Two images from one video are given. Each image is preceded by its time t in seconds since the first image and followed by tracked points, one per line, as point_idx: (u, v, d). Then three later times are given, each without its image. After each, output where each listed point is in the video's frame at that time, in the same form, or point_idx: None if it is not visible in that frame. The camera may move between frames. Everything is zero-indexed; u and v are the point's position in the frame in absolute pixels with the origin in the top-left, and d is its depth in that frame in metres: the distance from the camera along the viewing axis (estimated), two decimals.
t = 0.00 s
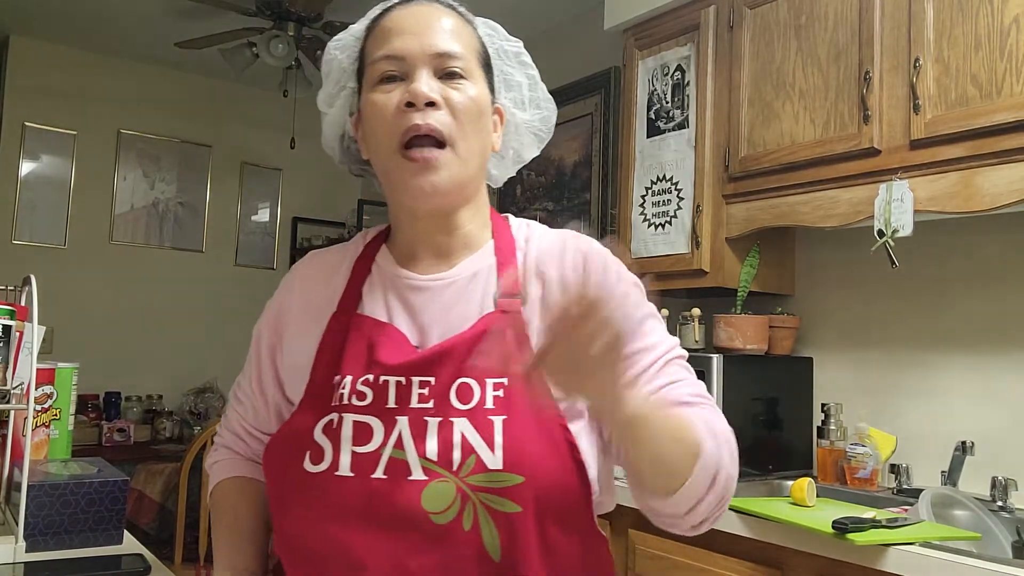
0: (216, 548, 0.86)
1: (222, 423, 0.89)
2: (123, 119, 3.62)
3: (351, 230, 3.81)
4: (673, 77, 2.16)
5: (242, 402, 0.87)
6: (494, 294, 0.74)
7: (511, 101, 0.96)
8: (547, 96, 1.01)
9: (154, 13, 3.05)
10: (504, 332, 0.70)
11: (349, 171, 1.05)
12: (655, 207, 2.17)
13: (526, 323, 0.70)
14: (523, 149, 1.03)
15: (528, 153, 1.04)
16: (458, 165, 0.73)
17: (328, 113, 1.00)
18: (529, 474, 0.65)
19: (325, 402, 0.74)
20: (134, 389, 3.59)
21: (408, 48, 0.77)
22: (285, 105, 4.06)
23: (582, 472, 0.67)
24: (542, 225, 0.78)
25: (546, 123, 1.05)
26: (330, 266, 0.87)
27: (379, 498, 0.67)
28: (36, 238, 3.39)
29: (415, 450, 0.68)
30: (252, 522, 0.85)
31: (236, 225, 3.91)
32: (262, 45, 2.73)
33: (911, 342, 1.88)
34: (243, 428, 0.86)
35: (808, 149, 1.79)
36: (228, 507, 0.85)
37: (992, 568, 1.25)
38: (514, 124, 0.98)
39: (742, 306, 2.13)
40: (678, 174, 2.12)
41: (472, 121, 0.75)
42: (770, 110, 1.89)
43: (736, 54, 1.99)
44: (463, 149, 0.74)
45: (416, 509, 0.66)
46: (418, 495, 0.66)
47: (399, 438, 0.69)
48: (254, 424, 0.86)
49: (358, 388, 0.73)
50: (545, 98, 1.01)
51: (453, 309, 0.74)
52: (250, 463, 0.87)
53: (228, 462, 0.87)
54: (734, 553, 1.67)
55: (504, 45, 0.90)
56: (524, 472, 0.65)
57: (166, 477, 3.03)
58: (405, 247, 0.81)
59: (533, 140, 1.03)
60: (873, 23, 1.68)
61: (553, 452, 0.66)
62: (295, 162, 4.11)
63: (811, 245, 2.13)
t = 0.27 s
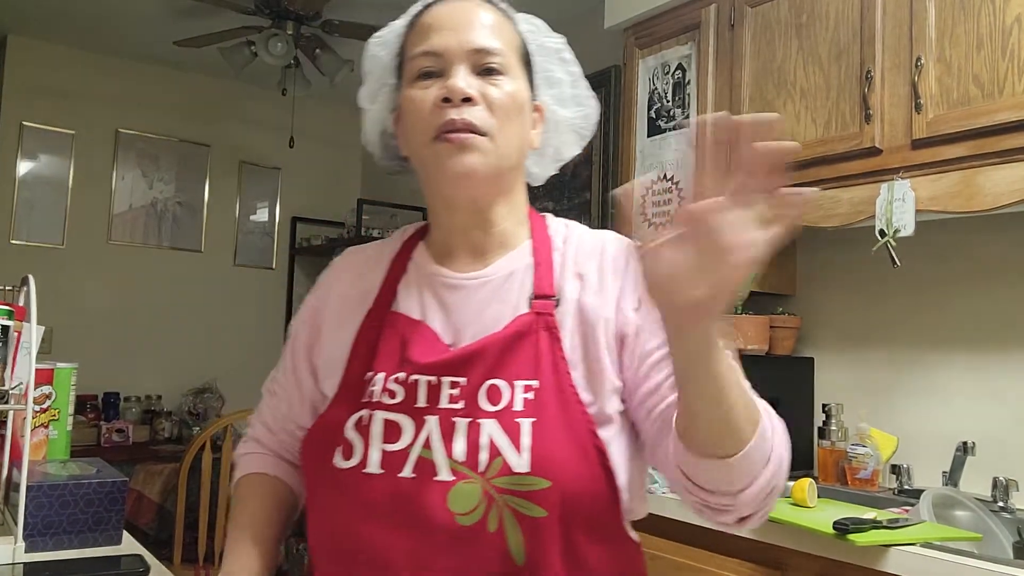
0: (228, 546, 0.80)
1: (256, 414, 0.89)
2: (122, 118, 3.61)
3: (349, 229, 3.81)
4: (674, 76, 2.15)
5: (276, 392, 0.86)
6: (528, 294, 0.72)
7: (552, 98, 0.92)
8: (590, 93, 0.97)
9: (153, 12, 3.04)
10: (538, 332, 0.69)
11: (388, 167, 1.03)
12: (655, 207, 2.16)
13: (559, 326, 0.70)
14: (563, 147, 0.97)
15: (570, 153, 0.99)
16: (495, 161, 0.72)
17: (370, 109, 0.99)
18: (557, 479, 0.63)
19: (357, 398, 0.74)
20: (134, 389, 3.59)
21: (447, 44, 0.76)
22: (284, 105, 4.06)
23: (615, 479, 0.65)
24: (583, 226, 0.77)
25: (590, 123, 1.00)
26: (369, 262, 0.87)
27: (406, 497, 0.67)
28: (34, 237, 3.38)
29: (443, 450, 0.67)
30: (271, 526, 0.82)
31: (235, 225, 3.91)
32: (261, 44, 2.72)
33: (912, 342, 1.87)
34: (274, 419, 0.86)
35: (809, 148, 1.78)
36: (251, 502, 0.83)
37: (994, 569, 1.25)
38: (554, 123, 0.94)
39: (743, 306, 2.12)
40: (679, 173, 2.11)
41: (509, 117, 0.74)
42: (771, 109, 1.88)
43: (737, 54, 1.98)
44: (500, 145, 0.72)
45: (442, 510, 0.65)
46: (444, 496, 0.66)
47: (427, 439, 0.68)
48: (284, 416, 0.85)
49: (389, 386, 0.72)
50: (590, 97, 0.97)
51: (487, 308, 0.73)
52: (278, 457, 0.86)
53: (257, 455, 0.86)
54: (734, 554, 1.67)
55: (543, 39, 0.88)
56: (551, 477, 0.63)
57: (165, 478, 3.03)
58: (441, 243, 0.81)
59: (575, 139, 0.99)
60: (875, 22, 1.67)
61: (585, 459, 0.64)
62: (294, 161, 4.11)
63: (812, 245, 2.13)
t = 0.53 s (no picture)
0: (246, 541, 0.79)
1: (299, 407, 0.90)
2: (123, 118, 3.61)
3: (350, 229, 3.81)
4: (674, 77, 2.15)
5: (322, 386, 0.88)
6: (569, 297, 0.72)
7: (609, 99, 0.92)
8: (648, 97, 0.97)
9: (155, 13, 3.05)
10: (576, 337, 0.69)
11: (437, 158, 1.04)
12: (655, 206, 2.16)
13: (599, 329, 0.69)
14: (615, 149, 0.99)
15: (621, 155, 1.00)
16: (540, 161, 0.72)
17: (423, 96, 0.99)
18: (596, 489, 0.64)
19: (395, 399, 0.75)
20: (134, 390, 3.59)
21: (503, 36, 0.76)
22: (285, 105, 4.06)
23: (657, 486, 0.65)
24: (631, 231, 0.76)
25: (645, 126, 1.00)
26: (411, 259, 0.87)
27: (441, 502, 0.68)
28: (35, 238, 3.38)
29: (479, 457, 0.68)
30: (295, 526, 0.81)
31: (235, 225, 3.91)
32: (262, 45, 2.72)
33: (911, 342, 1.87)
34: (319, 416, 0.87)
35: (808, 149, 1.79)
36: (280, 499, 0.82)
37: (992, 568, 1.25)
38: (609, 123, 0.94)
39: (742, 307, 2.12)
40: (678, 173, 2.12)
41: (560, 115, 0.74)
42: (771, 110, 1.89)
43: (737, 55, 1.98)
44: (546, 144, 0.73)
45: (477, 516, 0.66)
46: (480, 503, 0.67)
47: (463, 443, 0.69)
48: (329, 411, 0.87)
49: (426, 388, 0.73)
50: (646, 100, 0.97)
51: (527, 309, 0.73)
52: (315, 454, 0.86)
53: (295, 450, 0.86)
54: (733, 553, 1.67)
55: (604, 39, 0.88)
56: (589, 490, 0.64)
57: (165, 479, 3.03)
58: (484, 239, 0.81)
59: (628, 141, 0.99)
60: (873, 23, 1.68)
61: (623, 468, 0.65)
62: (294, 162, 4.11)
63: (811, 245, 2.13)
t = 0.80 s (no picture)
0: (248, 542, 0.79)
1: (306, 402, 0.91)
2: (122, 118, 3.61)
3: (349, 229, 3.81)
4: (674, 76, 2.15)
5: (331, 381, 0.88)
6: (577, 299, 0.73)
7: (628, 90, 0.93)
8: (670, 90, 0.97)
9: (154, 12, 3.05)
10: (584, 342, 0.69)
11: (453, 151, 1.05)
12: (655, 206, 2.16)
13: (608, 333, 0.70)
14: (637, 143, 0.98)
15: (643, 148, 1.00)
16: (550, 158, 0.72)
17: (440, 88, 0.99)
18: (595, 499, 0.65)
19: (401, 399, 0.77)
20: (134, 389, 3.59)
21: (514, 29, 0.75)
22: (284, 105, 4.06)
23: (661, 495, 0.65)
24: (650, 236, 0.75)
25: (668, 119, 0.99)
26: (424, 257, 0.88)
27: (442, 505, 0.69)
28: (34, 237, 3.38)
29: (480, 461, 0.69)
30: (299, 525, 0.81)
31: (235, 225, 3.91)
32: (261, 45, 2.72)
33: (911, 342, 1.87)
34: (325, 411, 0.88)
35: (808, 149, 1.78)
36: (283, 499, 0.82)
37: (993, 568, 1.25)
38: (629, 114, 0.95)
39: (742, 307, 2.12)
40: (679, 173, 2.12)
41: (571, 110, 0.73)
42: (771, 109, 1.88)
43: (737, 55, 1.98)
44: (555, 142, 0.72)
45: (476, 521, 0.68)
46: (479, 508, 0.68)
47: (465, 447, 0.70)
48: (336, 406, 0.88)
49: (430, 390, 0.74)
50: (669, 94, 0.96)
51: (535, 310, 0.74)
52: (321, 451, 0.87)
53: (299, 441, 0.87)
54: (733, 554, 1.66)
55: (625, 29, 0.89)
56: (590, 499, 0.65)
57: (166, 478, 3.04)
58: (494, 237, 0.81)
59: (649, 135, 0.98)
60: (874, 23, 1.68)
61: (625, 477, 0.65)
62: (294, 162, 4.11)
63: (812, 245, 2.13)
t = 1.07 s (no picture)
0: (235, 545, 0.81)
1: (278, 394, 0.89)
2: (122, 118, 3.61)
3: (349, 229, 3.81)
4: (674, 76, 2.15)
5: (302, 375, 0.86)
6: (565, 290, 0.73)
7: (609, 82, 0.93)
8: (649, 80, 0.97)
9: (154, 12, 3.05)
10: (571, 330, 0.69)
11: (434, 150, 1.04)
12: (655, 206, 2.16)
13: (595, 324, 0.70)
14: (618, 135, 0.99)
15: (624, 141, 1.00)
16: (537, 159, 0.73)
17: (418, 87, 0.99)
18: (582, 485, 0.64)
19: (378, 386, 0.75)
20: (134, 390, 3.59)
21: (494, 30, 0.76)
22: (284, 105, 4.06)
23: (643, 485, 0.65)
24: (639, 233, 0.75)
25: (649, 110, 0.99)
26: (403, 250, 0.87)
27: (423, 492, 0.68)
28: (34, 237, 3.38)
29: (463, 445, 0.68)
30: (282, 518, 0.83)
31: (235, 225, 3.91)
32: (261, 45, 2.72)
33: (911, 342, 1.87)
34: (297, 403, 0.86)
35: (809, 149, 1.78)
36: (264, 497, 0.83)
37: (992, 568, 1.25)
38: (611, 108, 0.95)
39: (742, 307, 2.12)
40: (679, 173, 2.12)
41: (555, 110, 0.74)
42: (771, 110, 1.88)
43: (737, 55, 1.98)
44: (544, 144, 0.73)
45: (460, 508, 0.66)
46: (462, 493, 0.66)
47: (447, 431, 0.69)
48: (306, 400, 0.86)
49: (411, 374, 0.73)
50: (648, 85, 0.97)
51: (521, 301, 0.74)
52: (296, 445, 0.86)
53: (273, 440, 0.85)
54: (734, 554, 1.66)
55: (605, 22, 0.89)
56: (578, 484, 0.64)
57: (166, 478, 3.03)
58: (476, 232, 0.81)
59: (631, 127, 0.99)
60: (874, 23, 1.68)
61: (611, 465, 0.65)
62: (294, 162, 4.11)
63: (812, 245, 2.12)
